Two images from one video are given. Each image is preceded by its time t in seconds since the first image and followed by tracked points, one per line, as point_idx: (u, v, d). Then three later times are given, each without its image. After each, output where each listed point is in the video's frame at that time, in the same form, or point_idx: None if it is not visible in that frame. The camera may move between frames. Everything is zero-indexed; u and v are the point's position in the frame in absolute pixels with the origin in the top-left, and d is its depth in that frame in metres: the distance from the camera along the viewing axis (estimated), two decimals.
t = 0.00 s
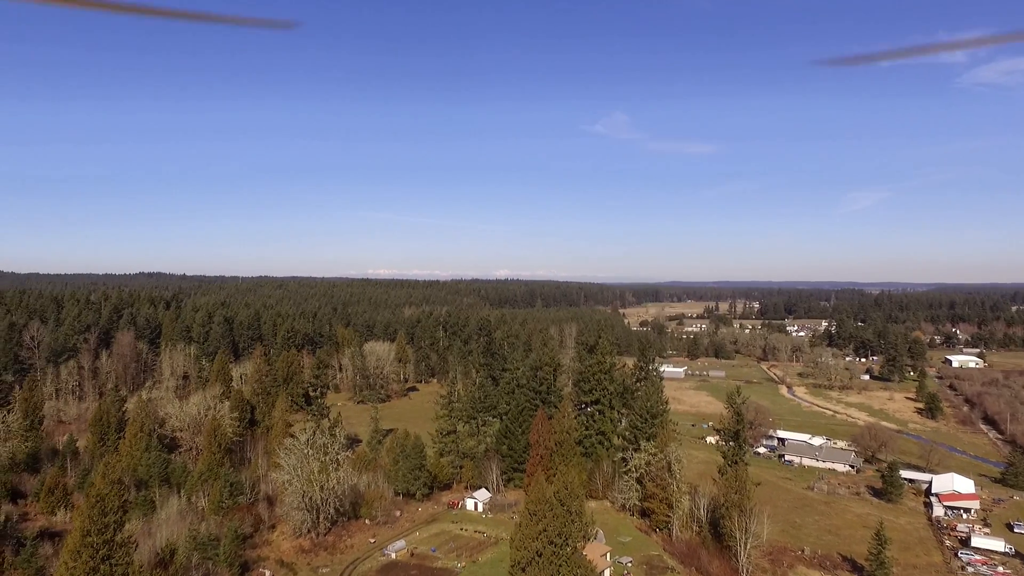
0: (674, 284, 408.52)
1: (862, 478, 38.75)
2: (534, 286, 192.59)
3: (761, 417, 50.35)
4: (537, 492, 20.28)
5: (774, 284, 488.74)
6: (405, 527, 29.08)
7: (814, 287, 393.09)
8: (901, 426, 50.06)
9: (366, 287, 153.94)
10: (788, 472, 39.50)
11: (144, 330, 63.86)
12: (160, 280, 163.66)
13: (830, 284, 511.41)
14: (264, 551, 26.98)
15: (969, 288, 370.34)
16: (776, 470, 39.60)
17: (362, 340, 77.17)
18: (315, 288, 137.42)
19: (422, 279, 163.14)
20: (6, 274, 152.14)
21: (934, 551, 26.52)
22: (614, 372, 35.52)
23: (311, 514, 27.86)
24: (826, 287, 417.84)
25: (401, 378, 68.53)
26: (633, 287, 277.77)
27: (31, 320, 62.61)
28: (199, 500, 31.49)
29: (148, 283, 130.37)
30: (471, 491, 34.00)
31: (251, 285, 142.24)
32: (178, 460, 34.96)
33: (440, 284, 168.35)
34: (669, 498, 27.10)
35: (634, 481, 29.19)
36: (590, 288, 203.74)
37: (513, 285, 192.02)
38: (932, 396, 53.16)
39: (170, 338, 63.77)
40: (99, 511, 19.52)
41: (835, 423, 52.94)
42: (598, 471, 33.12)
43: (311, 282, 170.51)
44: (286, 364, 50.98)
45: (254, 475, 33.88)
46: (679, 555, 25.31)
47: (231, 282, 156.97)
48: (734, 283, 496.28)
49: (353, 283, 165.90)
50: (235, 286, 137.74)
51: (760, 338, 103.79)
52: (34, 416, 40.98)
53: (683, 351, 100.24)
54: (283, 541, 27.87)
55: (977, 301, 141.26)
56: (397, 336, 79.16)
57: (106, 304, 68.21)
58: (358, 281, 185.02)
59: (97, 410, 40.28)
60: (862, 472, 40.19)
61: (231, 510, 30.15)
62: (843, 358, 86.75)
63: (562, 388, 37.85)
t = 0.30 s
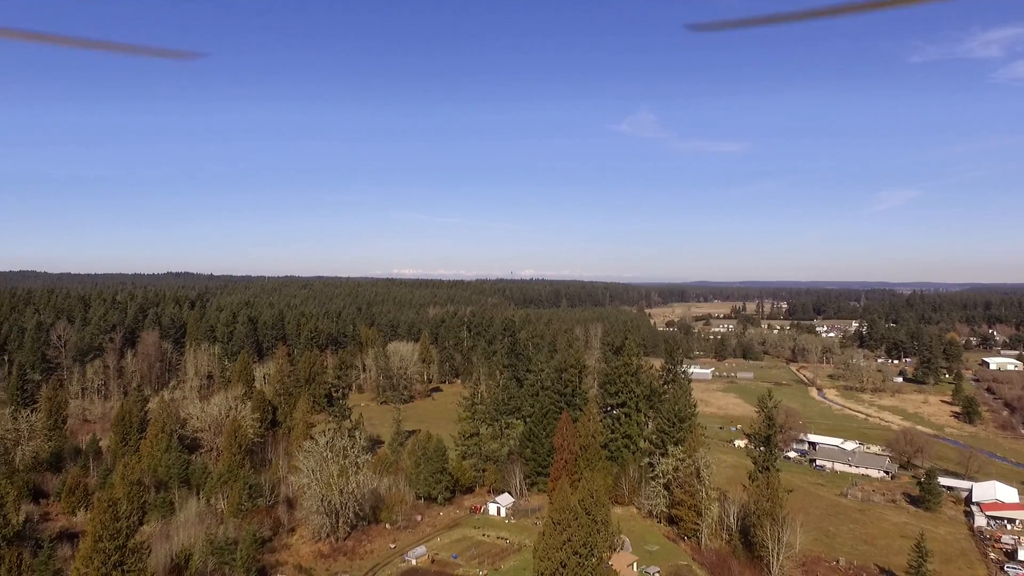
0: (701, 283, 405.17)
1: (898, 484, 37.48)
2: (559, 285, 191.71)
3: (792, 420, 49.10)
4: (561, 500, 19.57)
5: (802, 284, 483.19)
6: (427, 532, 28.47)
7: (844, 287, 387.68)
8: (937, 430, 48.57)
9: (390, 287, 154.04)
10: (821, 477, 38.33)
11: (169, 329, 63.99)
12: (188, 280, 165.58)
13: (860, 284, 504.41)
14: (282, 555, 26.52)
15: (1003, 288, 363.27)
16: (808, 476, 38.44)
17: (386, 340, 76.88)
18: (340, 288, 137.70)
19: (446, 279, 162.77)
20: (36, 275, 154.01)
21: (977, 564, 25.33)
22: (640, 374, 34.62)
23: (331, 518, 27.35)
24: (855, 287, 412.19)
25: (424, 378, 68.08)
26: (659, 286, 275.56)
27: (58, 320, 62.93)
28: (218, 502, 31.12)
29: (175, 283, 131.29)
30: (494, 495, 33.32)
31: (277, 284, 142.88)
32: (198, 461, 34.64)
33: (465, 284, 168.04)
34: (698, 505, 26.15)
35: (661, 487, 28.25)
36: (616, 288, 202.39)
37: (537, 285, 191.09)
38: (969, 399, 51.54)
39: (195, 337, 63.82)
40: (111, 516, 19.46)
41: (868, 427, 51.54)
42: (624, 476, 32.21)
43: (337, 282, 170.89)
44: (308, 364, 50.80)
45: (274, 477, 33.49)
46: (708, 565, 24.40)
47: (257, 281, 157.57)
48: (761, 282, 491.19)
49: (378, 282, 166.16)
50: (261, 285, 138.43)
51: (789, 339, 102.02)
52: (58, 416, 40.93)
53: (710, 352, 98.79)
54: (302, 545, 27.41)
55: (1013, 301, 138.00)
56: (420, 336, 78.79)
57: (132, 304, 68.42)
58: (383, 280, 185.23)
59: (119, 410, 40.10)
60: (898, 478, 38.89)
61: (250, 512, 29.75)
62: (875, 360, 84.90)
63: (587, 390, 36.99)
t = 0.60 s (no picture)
0: (728, 284, 401.45)
1: (936, 492, 36.15)
2: (584, 285, 190.58)
3: (824, 424, 47.77)
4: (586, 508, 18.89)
5: (831, 284, 477.05)
6: (448, 538, 27.85)
7: (874, 287, 381.89)
8: (976, 436, 46.97)
9: (414, 288, 153.89)
10: (855, 484, 37.11)
11: (194, 329, 64.09)
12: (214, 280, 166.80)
13: (890, 284, 496.90)
14: (301, 560, 26.05)
15: None
16: (841, 482, 37.26)
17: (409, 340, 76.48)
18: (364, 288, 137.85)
19: (471, 279, 162.42)
20: (68, 276, 156.08)
21: None
22: (668, 377, 33.67)
23: (350, 522, 26.82)
24: (886, 287, 406.07)
25: (447, 379, 67.48)
26: (685, 286, 273.26)
27: (84, 318, 63.26)
28: (237, 504, 30.74)
29: (203, 283, 132.19)
30: (518, 500, 32.59)
31: (302, 284, 143.25)
32: (218, 463, 34.34)
33: (489, 284, 167.47)
34: (728, 514, 25.14)
35: (690, 494, 27.28)
36: (641, 288, 200.80)
37: (562, 285, 190.25)
38: (1009, 404, 49.82)
39: (219, 337, 63.83)
40: (123, 521, 19.53)
41: (903, 431, 50.02)
42: (651, 481, 31.30)
43: (363, 282, 171.33)
44: (330, 365, 50.58)
45: (294, 479, 33.07)
46: None
47: (283, 281, 158.34)
48: (789, 283, 485.77)
49: (402, 283, 166.14)
50: (287, 286, 138.96)
51: (818, 340, 100.19)
52: (82, 416, 40.84)
53: (738, 353, 97.27)
54: (322, 549, 26.91)
55: None
56: (444, 336, 78.33)
57: (157, 304, 68.65)
58: (409, 280, 185.42)
59: (141, 410, 39.93)
60: (936, 486, 37.51)
61: (269, 515, 29.32)
62: (908, 362, 82.98)
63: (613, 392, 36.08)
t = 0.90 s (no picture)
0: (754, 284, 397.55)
1: (974, 500, 34.86)
2: (608, 285, 189.21)
3: (855, 428, 46.50)
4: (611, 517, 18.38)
5: (859, 284, 470.86)
6: (469, 544, 27.14)
7: (904, 287, 376.12)
8: (1015, 442, 45.42)
9: (437, 287, 153.48)
10: (889, 490, 35.94)
11: (216, 329, 64.07)
12: (238, 279, 167.76)
13: (920, 284, 489.40)
14: (319, 566, 25.51)
15: None
16: (874, 489, 36.10)
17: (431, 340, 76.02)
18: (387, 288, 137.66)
19: (495, 279, 161.75)
20: (96, 277, 157.54)
21: None
22: (695, 379, 32.68)
23: (368, 528, 26.22)
24: (915, 287, 399.90)
25: (470, 380, 66.85)
26: (711, 286, 270.77)
27: (108, 318, 63.40)
28: (256, 507, 30.29)
29: (228, 283, 132.76)
30: (541, 505, 31.82)
31: (326, 284, 143.41)
32: (237, 464, 33.95)
33: (512, 284, 166.66)
34: (759, 523, 24.14)
35: (718, 502, 26.30)
36: (666, 288, 199.04)
37: (586, 285, 189.06)
38: None
39: (241, 336, 63.82)
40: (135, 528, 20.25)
41: (938, 436, 48.57)
42: (678, 487, 30.37)
43: (386, 282, 171.30)
44: (350, 366, 50.28)
45: (313, 482, 32.58)
46: None
47: (308, 281, 158.80)
48: (816, 283, 480.09)
49: (425, 283, 165.83)
50: (311, 285, 139.19)
51: (848, 341, 98.26)
52: (103, 416, 40.66)
53: (765, 354, 95.72)
54: (340, 555, 26.37)
55: None
56: (466, 337, 77.79)
57: (180, 304, 68.75)
58: (433, 281, 185.32)
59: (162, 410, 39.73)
60: (974, 493, 36.19)
61: (288, 519, 28.81)
62: (941, 364, 80.99)
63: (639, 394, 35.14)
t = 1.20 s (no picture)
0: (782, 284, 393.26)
1: (1017, 509, 33.51)
2: (634, 285, 187.65)
3: (890, 433, 45.15)
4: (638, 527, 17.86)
5: (889, 284, 463.94)
6: (492, 551, 26.43)
7: (935, 288, 369.91)
8: None
9: (461, 287, 152.96)
10: (926, 498, 34.70)
11: (240, 329, 64.06)
12: (263, 279, 168.59)
13: (951, 284, 481.17)
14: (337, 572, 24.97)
15: None
16: (912, 496, 34.87)
17: (455, 341, 75.48)
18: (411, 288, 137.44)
19: (519, 279, 160.89)
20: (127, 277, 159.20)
21: None
22: (725, 382, 31.67)
23: (388, 534, 25.61)
24: (946, 287, 393.15)
25: (494, 381, 66.13)
26: (738, 286, 267.96)
27: (133, 318, 63.61)
28: (275, 510, 29.83)
29: (253, 283, 133.44)
30: (566, 511, 31.00)
31: (350, 284, 143.45)
32: (257, 466, 33.57)
33: (536, 284, 165.75)
34: (793, 533, 23.12)
35: (749, 510, 25.30)
36: (692, 288, 197.05)
37: (611, 285, 187.91)
38: None
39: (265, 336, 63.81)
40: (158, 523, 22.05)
41: (977, 442, 47.02)
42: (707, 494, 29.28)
43: (411, 282, 171.31)
44: (372, 367, 50.06)
45: (333, 485, 32.12)
46: None
47: (332, 281, 159.13)
48: (845, 283, 474.02)
49: (449, 283, 165.41)
50: (336, 285, 139.29)
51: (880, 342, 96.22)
52: (125, 417, 40.50)
53: (794, 355, 94.09)
54: (359, 561, 25.84)
55: None
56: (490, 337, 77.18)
57: (205, 303, 68.96)
58: (459, 281, 185.18)
59: (183, 410, 39.51)
60: (1017, 502, 34.82)
61: (307, 524, 28.31)
62: (977, 366, 78.87)
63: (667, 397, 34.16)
